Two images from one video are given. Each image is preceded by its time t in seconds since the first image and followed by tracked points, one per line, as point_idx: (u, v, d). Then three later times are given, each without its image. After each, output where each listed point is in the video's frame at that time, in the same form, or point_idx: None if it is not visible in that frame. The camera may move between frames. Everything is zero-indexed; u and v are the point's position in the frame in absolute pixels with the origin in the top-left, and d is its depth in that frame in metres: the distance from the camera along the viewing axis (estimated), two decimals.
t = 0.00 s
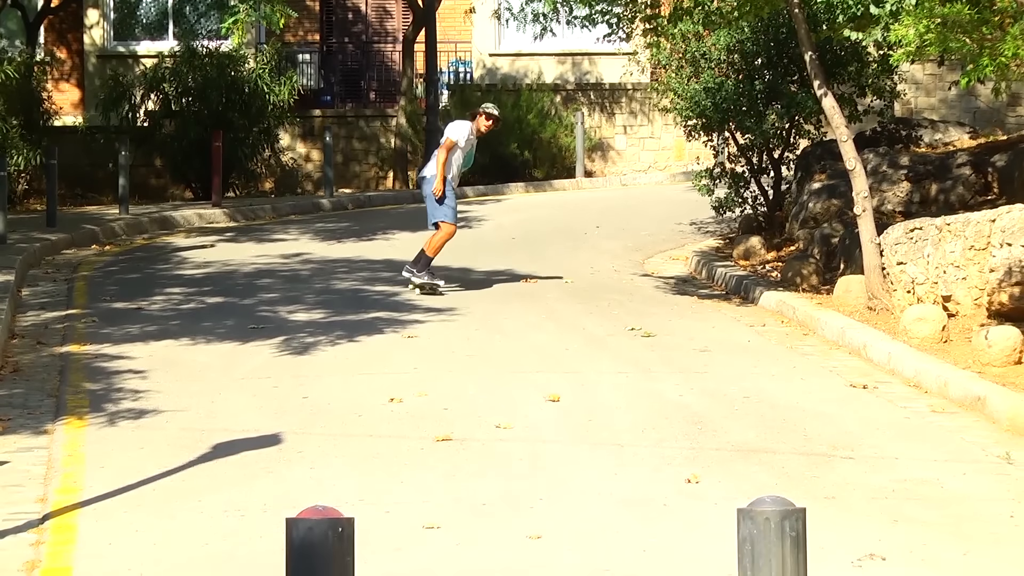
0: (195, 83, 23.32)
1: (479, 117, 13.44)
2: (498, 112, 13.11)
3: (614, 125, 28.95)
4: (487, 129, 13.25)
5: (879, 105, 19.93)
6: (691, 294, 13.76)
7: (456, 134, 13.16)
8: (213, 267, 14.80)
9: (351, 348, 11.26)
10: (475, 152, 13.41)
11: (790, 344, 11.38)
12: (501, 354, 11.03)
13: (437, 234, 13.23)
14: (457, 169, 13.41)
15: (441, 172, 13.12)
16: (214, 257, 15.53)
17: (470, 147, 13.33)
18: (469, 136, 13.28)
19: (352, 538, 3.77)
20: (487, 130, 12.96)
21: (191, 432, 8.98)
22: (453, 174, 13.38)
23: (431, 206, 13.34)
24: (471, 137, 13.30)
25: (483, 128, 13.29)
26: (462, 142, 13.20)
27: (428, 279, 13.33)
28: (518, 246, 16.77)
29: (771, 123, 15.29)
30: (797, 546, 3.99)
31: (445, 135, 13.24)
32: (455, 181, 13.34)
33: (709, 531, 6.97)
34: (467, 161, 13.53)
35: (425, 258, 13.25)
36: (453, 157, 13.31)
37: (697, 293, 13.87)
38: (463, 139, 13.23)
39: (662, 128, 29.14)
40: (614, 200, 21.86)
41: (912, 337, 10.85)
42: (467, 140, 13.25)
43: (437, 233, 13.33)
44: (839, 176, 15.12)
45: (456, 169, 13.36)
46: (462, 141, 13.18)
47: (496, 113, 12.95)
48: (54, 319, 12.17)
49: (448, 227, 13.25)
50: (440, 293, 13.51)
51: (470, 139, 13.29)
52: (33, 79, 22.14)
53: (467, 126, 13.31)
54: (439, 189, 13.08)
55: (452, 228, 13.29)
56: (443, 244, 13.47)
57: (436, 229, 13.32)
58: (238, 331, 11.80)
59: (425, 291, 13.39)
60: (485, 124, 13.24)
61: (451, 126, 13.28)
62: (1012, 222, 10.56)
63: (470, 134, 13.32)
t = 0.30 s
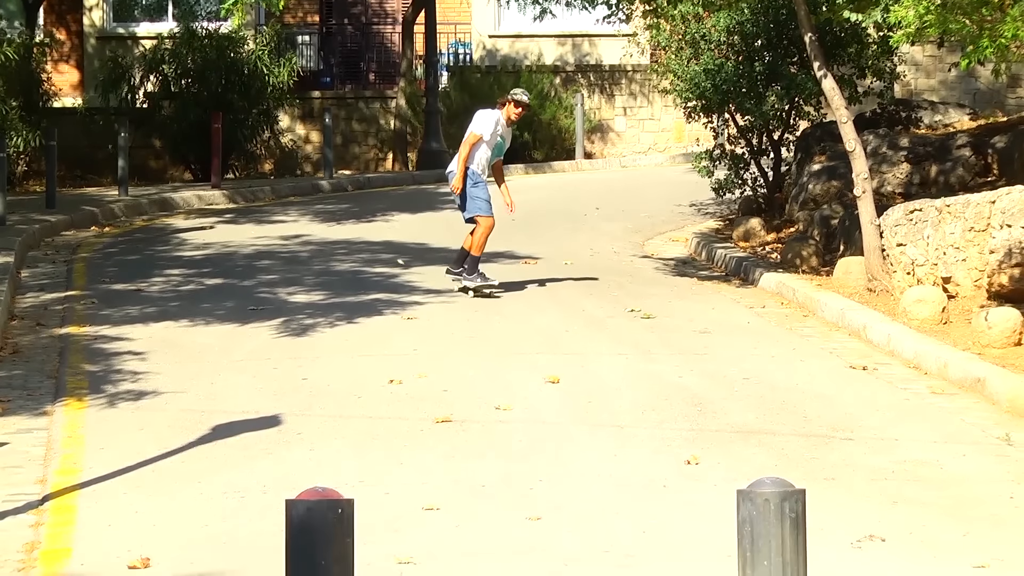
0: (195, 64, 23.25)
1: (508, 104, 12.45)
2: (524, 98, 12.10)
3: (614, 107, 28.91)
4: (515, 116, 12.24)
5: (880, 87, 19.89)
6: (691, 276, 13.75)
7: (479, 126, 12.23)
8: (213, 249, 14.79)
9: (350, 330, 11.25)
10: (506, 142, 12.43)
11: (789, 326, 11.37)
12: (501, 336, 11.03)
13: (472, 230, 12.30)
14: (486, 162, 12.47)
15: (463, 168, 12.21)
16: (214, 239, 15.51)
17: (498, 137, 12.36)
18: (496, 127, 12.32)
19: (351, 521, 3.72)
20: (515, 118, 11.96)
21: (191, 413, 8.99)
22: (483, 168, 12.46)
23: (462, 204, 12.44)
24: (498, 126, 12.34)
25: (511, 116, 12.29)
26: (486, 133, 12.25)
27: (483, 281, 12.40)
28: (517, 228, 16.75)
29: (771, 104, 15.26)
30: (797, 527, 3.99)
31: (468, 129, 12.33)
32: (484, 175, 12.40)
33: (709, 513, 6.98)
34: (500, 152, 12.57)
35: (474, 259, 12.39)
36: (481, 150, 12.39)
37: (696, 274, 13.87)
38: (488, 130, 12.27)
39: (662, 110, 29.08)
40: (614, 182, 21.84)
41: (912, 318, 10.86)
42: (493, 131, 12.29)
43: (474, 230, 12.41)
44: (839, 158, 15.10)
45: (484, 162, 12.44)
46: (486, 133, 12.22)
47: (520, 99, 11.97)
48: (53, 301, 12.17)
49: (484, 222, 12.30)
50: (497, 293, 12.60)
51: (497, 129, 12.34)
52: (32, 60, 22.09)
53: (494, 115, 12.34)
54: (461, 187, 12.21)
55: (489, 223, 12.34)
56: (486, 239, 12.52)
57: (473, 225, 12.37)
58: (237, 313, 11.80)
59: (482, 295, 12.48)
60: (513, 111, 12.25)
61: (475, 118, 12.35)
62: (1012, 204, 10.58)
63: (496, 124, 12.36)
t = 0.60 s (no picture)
0: (194, 42, 23.22)
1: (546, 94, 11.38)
2: (563, 88, 11.11)
3: (614, 85, 28.86)
4: (556, 108, 11.25)
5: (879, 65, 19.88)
6: (691, 255, 13.75)
7: (519, 126, 11.24)
8: (212, 227, 14.79)
9: (350, 308, 11.26)
10: (549, 137, 11.48)
11: (789, 304, 11.38)
12: (500, 315, 11.04)
13: (529, 234, 11.38)
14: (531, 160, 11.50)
15: (509, 173, 11.26)
16: (213, 217, 15.51)
17: (540, 132, 11.40)
18: (537, 123, 11.34)
19: (350, 498, 4.06)
20: (556, 112, 11.01)
21: (191, 391, 9.01)
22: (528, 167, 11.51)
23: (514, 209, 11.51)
24: (538, 122, 11.36)
25: (551, 108, 11.30)
26: (528, 132, 11.28)
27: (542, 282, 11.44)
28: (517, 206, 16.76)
29: (770, 83, 15.28)
30: (795, 505, 4.81)
31: (506, 130, 11.33)
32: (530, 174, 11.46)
33: (708, 490, 7.01)
34: (543, 147, 11.60)
35: (530, 259, 11.43)
36: (525, 149, 11.42)
37: (696, 253, 13.87)
38: (530, 128, 11.29)
39: (662, 88, 29.06)
40: (613, 161, 21.85)
41: (911, 297, 10.88)
42: (534, 128, 11.32)
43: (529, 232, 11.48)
44: (838, 136, 15.11)
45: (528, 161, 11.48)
46: (527, 133, 11.25)
47: (561, 89, 10.98)
48: (53, 279, 12.17)
49: (540, 223, 11.38)
50: (557, 297, 11.62)
51: (539, 125, 11.36)
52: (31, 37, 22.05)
53: (532, 110, 11.34)
54: (510, 193, 11.28)
55: (545, 224, 11.41)
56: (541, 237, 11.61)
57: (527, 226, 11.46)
58: (236, 291, 11.80)
59: (540, 297, 11.50)
60: (553, 102, 11.25)
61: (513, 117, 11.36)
62: (1012, 182, 10.51)
63: (537, 119, 11.37)
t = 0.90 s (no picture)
0: (193, 22, 23.10)
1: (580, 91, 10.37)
2: (600, 85, 10.11)
3: (614, 65, 28.82)
4: (595, 108, 10.26)
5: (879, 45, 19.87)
6: (691, 235, 13.75)
7: (554, 130, 10.25)
8: (212, 207, 14.78)
9: (349, 289, 11.26)
10: (590, 137, 10.47)
11: (788, 285, 11.38)
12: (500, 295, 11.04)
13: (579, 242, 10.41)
14: (572, 163, 10.50)
15: (548, 181, 10.29)
16: (213, 197, 15.49)
17: (579, 133, 10.40)
18: (574, 124, 10.33)
19: (348, 479, 4.88)
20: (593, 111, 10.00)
21: (190, 372, 9.03)
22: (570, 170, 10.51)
23: (560, 217, 10.53)
24: (576, 124, 10.36)
25: (590, 108, 10.30)
26: (565, 135, 10.28)
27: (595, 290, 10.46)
28: (517, 186, 16.75)
29: (771, 63, 15.29)
30: (795, 487, 4.94)
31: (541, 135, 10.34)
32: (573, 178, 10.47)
33: (707, 471, 7.03)
34: (586, 148, 10.58)
35: (581, 266, 10.46)
36: (565, 153, 10.43)
37: (696, 233, 13.86)
38: (567, 131, 10.29)
39: (661, 69, 29.07)
40: (613, 141, 21.84)
41: (910, 278, 10.90)
42: (571, 131, 10.32)
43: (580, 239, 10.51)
44: (838, 117, 15.11)
45: (569, 165, 10.49)
46: (565, 136, 10.25)
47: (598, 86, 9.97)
48: (52, 260, 12.16)
49: (591, 228, 10.40)
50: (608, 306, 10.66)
51: (576, 127, 10.36)
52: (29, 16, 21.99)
53: (568, 111, 10.34)
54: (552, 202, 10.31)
55: (597, 229, 10.42)
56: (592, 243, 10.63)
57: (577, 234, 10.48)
58: (236, 272, 11.79)
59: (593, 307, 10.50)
60: (590, 101, 10.25)
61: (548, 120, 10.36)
62: (1012, 161, 10.59)
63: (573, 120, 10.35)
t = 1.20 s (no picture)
0: (192, 9, 22.71)
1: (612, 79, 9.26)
2: (633, 73, 8.99)
3: (614, 52, 28.81)
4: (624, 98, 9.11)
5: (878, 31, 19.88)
6: (691, 221, 13.74)
7: (580, 121, 9.15)
8: (212, 194, 14.77)
9: (350, 275, 11.26)
10: (619, 131, 9.32)
11: (788, 271, 11.38)
12: (501, 281, 11.04)
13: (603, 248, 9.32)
14: (600, 160, 9.35)
15: (573, 177, 9.18)
16: (213, 183, 15.48)
17: (608, 126, 9.26)
18: (602, 116, 9.20)
19: (348, 464, 4.95)
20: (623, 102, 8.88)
21: (190, 358, 9.03)
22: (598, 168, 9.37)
23: (585, 219, 9.42)
24: (605, 115, 9.22)
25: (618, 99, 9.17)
26: (593, 126, 9.16)
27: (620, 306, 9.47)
28: (517, 172, 16.75)
29: (771, 49, 15.18)
30: (795, 472, 4.95)
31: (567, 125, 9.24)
32: (601, 175, 9.34)
33: (708, 457, 7.05)
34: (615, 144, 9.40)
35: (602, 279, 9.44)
36: (592, 149, 9.29)
37: (696, 219, 13.86)
38: (595, 122, 9.18)
39: (661, 55, 29.05)
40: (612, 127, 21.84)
41: (910, 264, 10.91)
42: (599, 123, 9.19)
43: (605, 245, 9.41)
44: (838, 103, 15.12)
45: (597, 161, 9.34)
46: (593, 128, 9.14)
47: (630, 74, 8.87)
48: (52, 246, 12.16)
49: (617, 233, 9.31)
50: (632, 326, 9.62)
51: (605, 119, 9.22)
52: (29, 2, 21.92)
53: (596, 101, 9.21)
54: (577, 201, 9.21)
55: (624, 234, 9.33)
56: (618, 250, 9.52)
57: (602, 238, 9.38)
58: (236, 258, 11.79)
59: (614, 327, 9.52)
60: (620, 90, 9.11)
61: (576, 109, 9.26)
62: (1012, 148, 10.59)
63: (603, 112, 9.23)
